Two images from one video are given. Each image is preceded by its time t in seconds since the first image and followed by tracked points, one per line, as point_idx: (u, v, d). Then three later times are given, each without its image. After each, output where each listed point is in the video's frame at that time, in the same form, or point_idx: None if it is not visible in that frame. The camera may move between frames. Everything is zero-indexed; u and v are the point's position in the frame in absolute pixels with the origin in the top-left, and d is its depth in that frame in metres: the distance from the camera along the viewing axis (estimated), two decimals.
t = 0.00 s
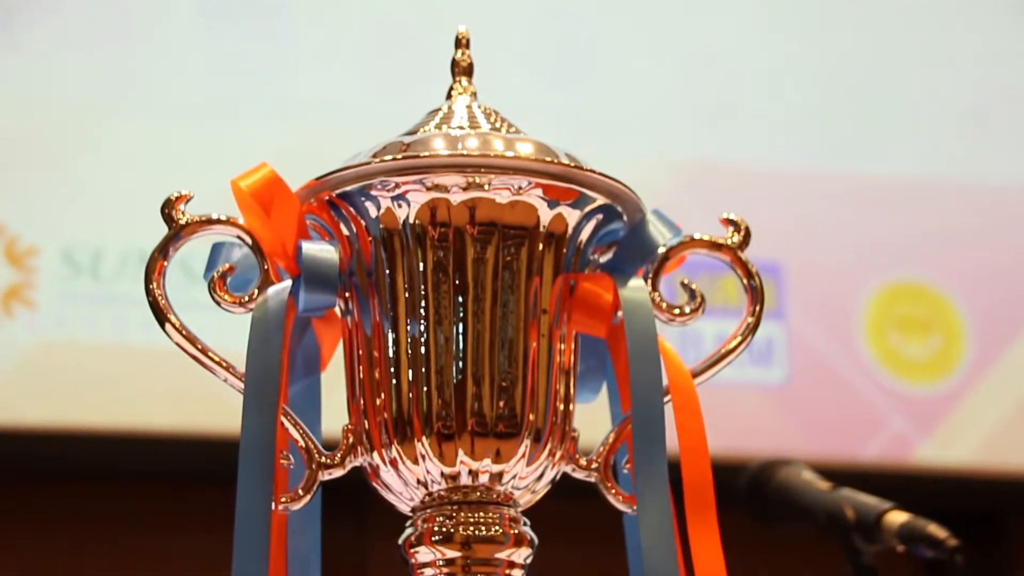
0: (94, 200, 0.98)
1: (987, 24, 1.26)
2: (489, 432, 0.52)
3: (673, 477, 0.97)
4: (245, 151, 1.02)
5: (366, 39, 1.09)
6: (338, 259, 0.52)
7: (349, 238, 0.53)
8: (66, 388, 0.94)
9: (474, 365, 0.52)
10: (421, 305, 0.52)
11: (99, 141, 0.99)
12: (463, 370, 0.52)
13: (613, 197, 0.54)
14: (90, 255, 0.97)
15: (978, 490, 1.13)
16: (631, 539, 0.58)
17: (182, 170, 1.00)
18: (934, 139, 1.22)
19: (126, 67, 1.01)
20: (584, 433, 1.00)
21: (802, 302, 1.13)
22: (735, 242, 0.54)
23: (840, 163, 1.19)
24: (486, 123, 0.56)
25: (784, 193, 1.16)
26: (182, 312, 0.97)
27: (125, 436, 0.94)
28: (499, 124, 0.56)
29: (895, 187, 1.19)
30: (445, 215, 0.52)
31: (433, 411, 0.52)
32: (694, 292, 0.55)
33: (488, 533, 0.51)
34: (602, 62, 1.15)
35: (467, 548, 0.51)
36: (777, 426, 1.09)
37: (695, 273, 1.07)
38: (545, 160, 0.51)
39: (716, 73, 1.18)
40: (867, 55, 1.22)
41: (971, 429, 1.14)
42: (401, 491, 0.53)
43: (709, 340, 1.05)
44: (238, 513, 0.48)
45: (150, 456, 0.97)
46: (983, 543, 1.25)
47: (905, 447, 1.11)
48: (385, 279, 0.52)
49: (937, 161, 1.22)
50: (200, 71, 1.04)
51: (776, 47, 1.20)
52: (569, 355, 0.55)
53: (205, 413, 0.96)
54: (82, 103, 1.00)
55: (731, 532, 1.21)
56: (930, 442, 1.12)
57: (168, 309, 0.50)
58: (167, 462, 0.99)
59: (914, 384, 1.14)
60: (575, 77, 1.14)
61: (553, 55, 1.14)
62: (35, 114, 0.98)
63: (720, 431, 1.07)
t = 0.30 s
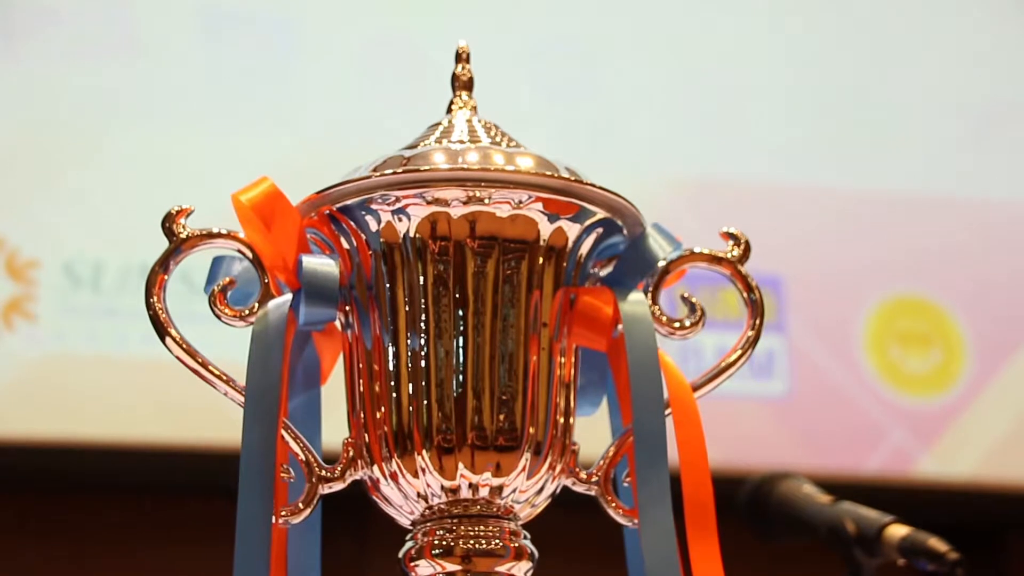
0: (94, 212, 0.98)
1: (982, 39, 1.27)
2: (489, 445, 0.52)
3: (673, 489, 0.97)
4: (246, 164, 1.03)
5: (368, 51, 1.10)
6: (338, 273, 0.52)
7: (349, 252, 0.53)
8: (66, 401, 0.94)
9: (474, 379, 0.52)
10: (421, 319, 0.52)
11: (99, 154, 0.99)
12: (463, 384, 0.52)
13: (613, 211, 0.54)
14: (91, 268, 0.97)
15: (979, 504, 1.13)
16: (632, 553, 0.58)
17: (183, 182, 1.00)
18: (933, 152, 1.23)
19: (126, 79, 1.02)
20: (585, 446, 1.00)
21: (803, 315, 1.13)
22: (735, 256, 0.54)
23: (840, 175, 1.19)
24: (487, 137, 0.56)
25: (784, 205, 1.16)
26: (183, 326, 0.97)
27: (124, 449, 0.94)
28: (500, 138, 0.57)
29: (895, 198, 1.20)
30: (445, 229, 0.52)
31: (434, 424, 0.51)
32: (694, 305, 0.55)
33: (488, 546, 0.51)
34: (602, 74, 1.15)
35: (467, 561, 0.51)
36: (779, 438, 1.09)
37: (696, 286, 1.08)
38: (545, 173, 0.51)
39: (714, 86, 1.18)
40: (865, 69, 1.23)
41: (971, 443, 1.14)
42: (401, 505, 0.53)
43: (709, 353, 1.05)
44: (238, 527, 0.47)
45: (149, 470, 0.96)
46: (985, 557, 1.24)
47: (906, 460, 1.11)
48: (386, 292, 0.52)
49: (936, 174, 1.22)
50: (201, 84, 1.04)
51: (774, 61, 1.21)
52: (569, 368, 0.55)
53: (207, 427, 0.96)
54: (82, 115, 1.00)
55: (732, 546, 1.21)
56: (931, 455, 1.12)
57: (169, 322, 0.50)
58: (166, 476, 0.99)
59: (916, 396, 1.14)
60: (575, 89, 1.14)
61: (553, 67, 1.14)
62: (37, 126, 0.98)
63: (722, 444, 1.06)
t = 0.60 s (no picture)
0: (94, 218, 0.98)
1: (981, 42, 1.27)
2: (489, 452, 0.52)
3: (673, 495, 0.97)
4: (246, 168, 1.03)
5: (367, 54, 1.10)
6: (338, 280, 0.52)
7: (349, 258, 0.54)
8: (65, 407, 0.94)
9: (474, 386, 0.52)
10: (421, 325, 0.52)
11: (99, 161, 0.99)
12: (463, 390, 0.52)
13: (613, 217, 0.54)
14: (90, 273, 0.97)
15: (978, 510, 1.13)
16: (632, 559, 0.58)
17: (183, 187, 1.00)
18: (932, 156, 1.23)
19: (126, 83, 1.02)
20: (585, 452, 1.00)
21: (802, 320, 1.13)
22: (734, 262, 0.54)
23: (841, 179, 1.19)
24: (486, 143, 0.56)
25: (784, 210, 1.16)
26: (184, 330, 0.97)
27: (125, 454, 0.94)
28: (499, 144, 0.57)
29: (894, 202, 1.20)
30: (445, 236, 0.52)
31: (434, 431, 0.51)
32: (695, 311, 0.55)
33: (488, 553, 0.51)
34: (601, 78, 1.15)
35: (467, 567, 0.51)
36: (778, 444, 1.09)
37: (695, 292, 1.08)
38: (546, 180, 0.51)
39: (714, 89, 1.18)
40: (864, 72, 1.23)
41: (971, 449, 1.14)
42: (401, 511, 0.53)
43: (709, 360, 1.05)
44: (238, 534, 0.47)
45: (149, 472, 0.96)
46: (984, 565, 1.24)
47: (906, 466, 1.12)
48: (385, 299, 0.52)
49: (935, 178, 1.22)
50: (201, 88, 1.04)
51: (774, 63, 1.20)
52: (569, 375, 0.55)
53: (207, 433, 0.96)
54: (82, 120, 1.00)
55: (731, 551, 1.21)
56: (930, 461, 1.13)
57: (168, 328, 0.50)
58: (166, 480, 0.99)
59: (916, 403, 1.14)
60: (574, 93, 1.14)
61: (552, 71, 1.14)
62: (36, 132, 0.98)
63: (722, 450, 1.06)
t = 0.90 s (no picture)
0: (94, 219, 0.98)
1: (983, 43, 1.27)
2: (489, 454, 0.52)
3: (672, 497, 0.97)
4: (245, 169, 1.03)
5: (367, 55, 1.10)
6: (338, 283, 0.52)
7: (349, 261, 0.53)
8: (64, 409, 0.94)
9: (474, 388, 0.52)
10: (421, 328, 0.52)
11: (99, 163, 0.99)
12: (463, 393, 0.52)
13: (613, 220, 0.54)
14: (90, 275, 0.97)
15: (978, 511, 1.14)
16: (632, 562, 0.58)
17: (183, 190, 1.00)
18: (931, 157, 1.23)
19: (126, 84, 1.02)
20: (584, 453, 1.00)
21: (802, 322, 1.13)
22: (734, 265, 0.54)
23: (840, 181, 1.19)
24: (486, 146, 0.56)
25: (784, 212, 1.17)
26: (183, 331, 0.97)
27: (125, 454, 0.94)
28: (499, 147, 0.57)
29: (893, 205, 1.20)
30: (444, 239, 0.52)
31: (433, 433, 0.51)
32: (695, 313, 0.55)
33: (488, 555, 0.51)
34: (601, 79, 1.16)
35: (467, 570, 0.51)
36: (777, 447, 1.09)
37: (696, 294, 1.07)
38: (545, 183, 0.51)
39: (714, 91, 1.18)
40: (864, 73, 1.23)
41: (971, 451, 1.14)
42: (400, 513, 0.53)
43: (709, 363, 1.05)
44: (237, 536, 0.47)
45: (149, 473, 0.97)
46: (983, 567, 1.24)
47: (905, 469, 1.12)
48: (385, 302, 0.52)
49: (934, 180, 1.22)
50: (201, 89, 1.04)
51: (774, 65, 1.21)
52: (569, 378, 0.55)
53: (207, 433, 0.96)
54: (82, 122, 1.00)
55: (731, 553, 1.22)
56: (929, 463, 1.13)
57: (168, 331, 0.50)
58: (166, 480, 0.99)
59: (916, 406, 1.14)
60: (574, 94, 1.14)
61: (551, 73, 1.14)
62: (36, 135, 0.98)
63: (721, 453, 1.07)
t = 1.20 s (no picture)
0: (94, 220, 0.98)
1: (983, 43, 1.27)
2: (488, 456, 0.52)
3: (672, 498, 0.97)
4: (245, 170, 1.03)
5: (367, 56, 1.10)
6: (338, 284, 0.52)
7: (348, 262, 0.53)
8: (64, 409, 0.94)
9: (473, 390, 0.52)
10: (420, 330, 0.52)
11: (98, 164, 0.99)
12: (463, 394, 0.52)
13: (612, 222, 0.54)
14: (90, 275, 0.97)
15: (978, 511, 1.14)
16: (630, 563, 0.58)
17: (184, 190, 1.00)
18: (931, 157, 1.23)
19: (126, 84, 1.02)
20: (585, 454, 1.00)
21: (802, 323, 1.13)
22: (733, 267, 0.54)
23: (839, 181, 1.19)
24: (486, 148, 0.56)
25: (783, 213, 1.17)
26: (184, 331, 0.97)
27: (125, 455, 0.94)
28: (498, 149, 0.57)
29: (892, 206, 1.20)
30: (444, 240, 0.52)
31: (433, 435, 0.51)
32: (694, 315, 0.55)
33: (487, 557, 0.51)
34: (601, 79, 1.16)
35: (467, 571, 0.51)
36: (776, 449, 1.09)
37: (696, 296, 1.07)
38: (545, 185, 0.51)
39: (714, 92, 1.18)
40: (864, 74, 1.23)
41: (970, 453, 1.14)
42: (400, 515, 0.53)
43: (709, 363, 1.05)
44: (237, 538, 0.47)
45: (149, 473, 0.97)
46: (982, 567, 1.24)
47: (904, 470, 1.12)
48: (385, 304, 0.52)
49: (934, 180, 1.22)
50: (201, 89, 1.04)
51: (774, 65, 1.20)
52: (568, 379, 0.55)
53: (207, 433, 0.96)
54: (82, 122, 1.00)
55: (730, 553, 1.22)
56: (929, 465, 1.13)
57: (168, 333, 0.50)
58: (166, 480, 0.99)
59: (915, 407, 1.14)
60: (573, 94, 1.14)
61: (551, 73, 1.14)
62: (36, 135, 0.98)
63: (720, 454, 1.07)
